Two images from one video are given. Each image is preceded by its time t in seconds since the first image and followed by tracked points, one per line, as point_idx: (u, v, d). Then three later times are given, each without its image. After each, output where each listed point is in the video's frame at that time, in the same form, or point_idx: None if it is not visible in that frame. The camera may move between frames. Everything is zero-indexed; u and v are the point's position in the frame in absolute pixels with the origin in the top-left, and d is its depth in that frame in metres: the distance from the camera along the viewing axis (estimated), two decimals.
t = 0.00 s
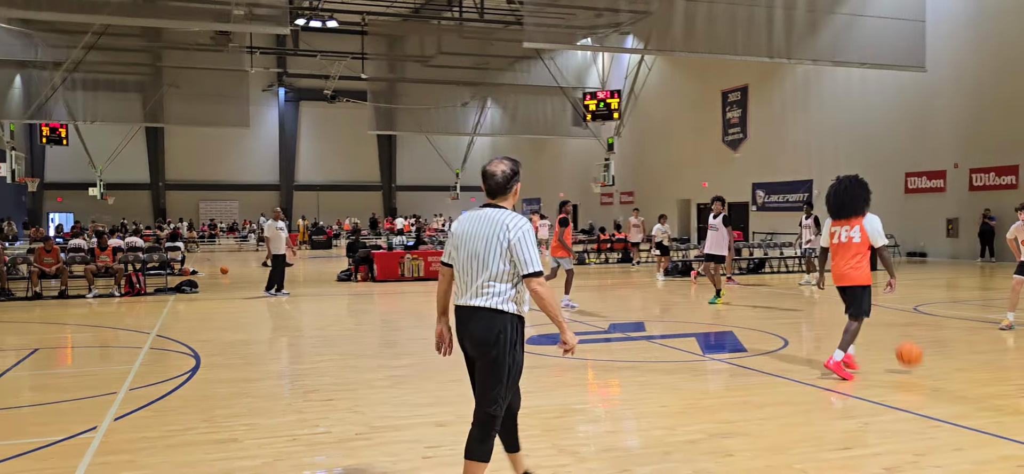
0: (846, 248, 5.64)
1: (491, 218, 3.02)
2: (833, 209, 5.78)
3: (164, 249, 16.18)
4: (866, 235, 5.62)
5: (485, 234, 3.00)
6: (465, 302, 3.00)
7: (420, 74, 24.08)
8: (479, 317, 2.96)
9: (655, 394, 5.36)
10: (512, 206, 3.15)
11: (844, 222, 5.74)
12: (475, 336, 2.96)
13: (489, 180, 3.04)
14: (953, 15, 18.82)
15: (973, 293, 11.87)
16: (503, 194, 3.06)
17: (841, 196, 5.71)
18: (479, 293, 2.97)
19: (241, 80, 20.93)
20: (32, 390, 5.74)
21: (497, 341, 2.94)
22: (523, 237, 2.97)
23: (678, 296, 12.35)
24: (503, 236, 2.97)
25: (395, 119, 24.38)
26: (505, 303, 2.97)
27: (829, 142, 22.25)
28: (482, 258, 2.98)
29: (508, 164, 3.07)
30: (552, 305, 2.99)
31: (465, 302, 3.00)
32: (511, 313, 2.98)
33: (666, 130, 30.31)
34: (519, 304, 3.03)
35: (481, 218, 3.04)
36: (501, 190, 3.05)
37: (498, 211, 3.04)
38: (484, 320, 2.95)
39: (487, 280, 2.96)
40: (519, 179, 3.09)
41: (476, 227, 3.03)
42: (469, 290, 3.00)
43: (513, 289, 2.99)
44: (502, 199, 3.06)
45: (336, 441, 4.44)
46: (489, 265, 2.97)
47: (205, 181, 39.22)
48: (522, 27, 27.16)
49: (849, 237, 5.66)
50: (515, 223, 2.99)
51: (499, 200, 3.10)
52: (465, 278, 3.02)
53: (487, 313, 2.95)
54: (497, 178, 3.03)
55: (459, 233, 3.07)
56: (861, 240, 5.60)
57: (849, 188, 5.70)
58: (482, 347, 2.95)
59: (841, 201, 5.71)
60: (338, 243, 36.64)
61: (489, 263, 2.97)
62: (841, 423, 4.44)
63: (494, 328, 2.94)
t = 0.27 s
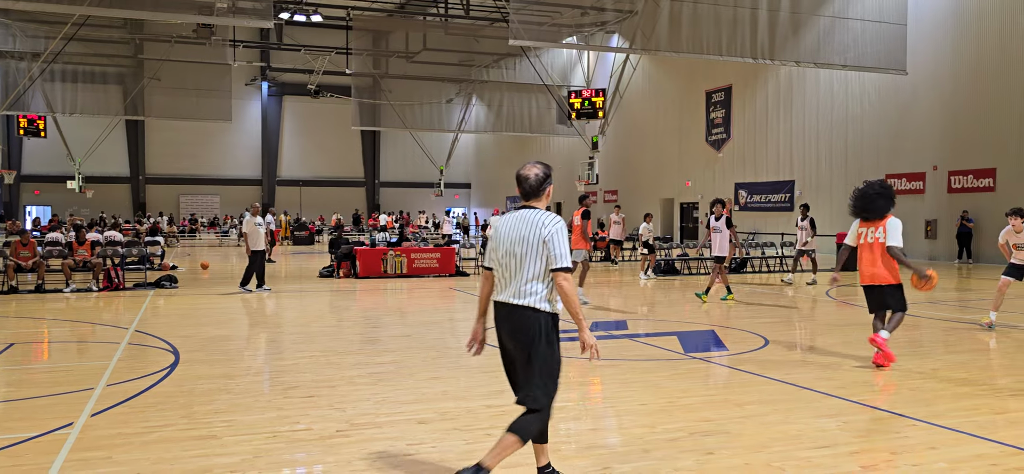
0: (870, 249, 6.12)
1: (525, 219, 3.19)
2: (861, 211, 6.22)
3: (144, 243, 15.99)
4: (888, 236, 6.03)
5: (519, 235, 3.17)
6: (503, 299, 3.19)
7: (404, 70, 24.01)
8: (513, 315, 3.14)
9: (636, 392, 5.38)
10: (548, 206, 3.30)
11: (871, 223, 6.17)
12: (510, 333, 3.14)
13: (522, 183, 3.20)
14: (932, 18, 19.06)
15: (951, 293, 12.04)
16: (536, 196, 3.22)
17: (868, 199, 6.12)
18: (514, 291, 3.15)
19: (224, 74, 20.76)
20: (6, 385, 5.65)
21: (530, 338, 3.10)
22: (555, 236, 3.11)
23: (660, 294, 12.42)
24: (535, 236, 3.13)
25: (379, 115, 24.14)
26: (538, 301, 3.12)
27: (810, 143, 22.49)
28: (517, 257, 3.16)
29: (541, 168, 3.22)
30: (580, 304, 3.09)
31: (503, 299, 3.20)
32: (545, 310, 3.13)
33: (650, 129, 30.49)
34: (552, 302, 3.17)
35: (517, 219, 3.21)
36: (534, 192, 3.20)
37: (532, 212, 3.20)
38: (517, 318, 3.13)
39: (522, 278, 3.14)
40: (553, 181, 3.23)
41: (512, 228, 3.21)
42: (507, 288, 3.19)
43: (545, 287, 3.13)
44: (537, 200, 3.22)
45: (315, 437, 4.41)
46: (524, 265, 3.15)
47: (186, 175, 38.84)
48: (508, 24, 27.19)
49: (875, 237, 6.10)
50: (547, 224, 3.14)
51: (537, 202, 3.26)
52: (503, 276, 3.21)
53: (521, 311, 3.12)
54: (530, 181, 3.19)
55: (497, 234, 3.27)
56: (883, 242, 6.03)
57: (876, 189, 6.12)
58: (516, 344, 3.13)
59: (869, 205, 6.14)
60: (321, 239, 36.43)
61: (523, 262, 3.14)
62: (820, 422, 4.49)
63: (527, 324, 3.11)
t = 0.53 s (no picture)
0: (890, 255, 6.32)
1: (551, 211, 3.35)
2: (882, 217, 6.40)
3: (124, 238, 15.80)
4: (910, 245, 6.28)
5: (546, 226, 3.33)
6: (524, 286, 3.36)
7: (389, 66, 23.93)
8: (531, 302, 3.31)
9: (620, 390, 5.41)
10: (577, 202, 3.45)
11: (889, 230, 6.39)
12: (529, 318, 3.30)
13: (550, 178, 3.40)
14: (915, 20, 19.30)
15: (930, 294, 12.20)
16: (564, 190, 3.38)
17: (893, 205, 6.31)
18: (535, 277, 3.32)
19: (209, 68, 20.59)
20: None
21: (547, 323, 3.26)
22: (576, 227, 3.22)
23: (644, 293, 12.49)
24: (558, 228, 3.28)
25: (365, 112, 23.96)
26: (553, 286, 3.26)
27: (794, 143, 22.68)
28: (541, 246, 3.32)
29: (572, 163, 3.39)
30: (591, 294, 3.16)
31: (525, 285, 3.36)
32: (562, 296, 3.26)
33: (636, 127, 30.61)
34: (570, 290, 3.28)
35: (543, 211, 3.39)
36: (561, 186, 3.37)
37: (557, 204, 3.36)
38: (534, 302, 3.30)
39: (542, 264, 3.29)
40: (580, 176, 3.39)
41: (539, 219, 3.39)
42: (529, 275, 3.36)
43: (563, 276, 3.26)
44: (563, 195, 3.37)
45: (299, 434, 4.40)
46: (546, 252, 3.31)
47: (169, 170, 38.47)
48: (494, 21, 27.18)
49: (894, 245, 6.33)
50: (570, 216, 3.28)
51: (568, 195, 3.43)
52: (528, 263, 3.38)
53: (538, 296, 3.29)
54: (557, 174, 3.37)
55: (527, 225, 3.46)
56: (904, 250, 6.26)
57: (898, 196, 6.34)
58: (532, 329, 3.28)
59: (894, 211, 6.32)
60: (306, 235, 36.21)
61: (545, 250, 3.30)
62: (802, 420, 4.54)
63: (545, 308, 3.26)
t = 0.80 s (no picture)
0: (896, 250, 6.63)
1: (592, 218, 3.41)
2: (881, 217, 6.67)
3: (110, 232, 15.69)
4: (911, 239, 6.64)
5: (587, 233, 3.38)
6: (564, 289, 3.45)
7: (378, 61, 23.86)
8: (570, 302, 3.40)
9: (608, 387, 5.43)
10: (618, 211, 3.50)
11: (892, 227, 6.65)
12: (567, 319, 3.39)
13: (591, 186, 3.46)
14: (903, 20, 19.44)
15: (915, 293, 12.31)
16: (605, 199, 3.43)
17: (895, 205, 6.60)
18: (574, 281, 3.39)
19: (196, 61, 20.44)
20: None
21: (584, 324, 3.33)
22: (617, 237, 3.28)
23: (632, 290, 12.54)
24: (597, 234, 3.34)
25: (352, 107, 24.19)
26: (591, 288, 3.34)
27: (782, 141, 22.81)
28: (581, 253, 3.38)
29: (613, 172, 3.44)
30: (629, 301, 3.23)
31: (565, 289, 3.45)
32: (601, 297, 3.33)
33: (625, 125, 30.69)
34: (609, 296, 3.35)
35: (584, 217, 3.46)
36: (602, 194, 3.42)
37: (598, 212, 3.42)
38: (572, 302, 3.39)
39: (581, 269, 3.37)
40: (621, 185, 3.43)
41: (579, 225, 3.45)
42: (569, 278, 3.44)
43: (600, 282, 3.33)
44: (604, 203, 3.43)
45: (285, 430, 4.39)
46: (586, 259, 3.38)
47: (156, 164, 38.18)
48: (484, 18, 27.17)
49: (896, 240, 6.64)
50: (611, 224, 3.33)
51: (611, 205, 3.49)
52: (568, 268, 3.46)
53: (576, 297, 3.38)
54: (597, 183, 3.42)
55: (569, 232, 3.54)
56: (908, 244, 6.59)
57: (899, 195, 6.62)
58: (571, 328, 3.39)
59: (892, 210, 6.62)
60: (293, 231, 36.05)
61: (585, 255, 3.37)
62: (788, 418, 4.58)
63: (583, 311, 3.34)
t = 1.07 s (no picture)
0: (891, 237, 7.22)
1: (627, 206, 3.65)
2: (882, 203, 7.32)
3: (97, 227, 15.57)
4: (906, 227, 7.18)
5: (623, 221, 3.62)
6: (602, 274, 3.65)
7: (368, 57, 23.75)
8: (609, 288, 3.61)
9: (597, 384, 5.46)
10: (648, 198, 3.77)
11: (890, 214, 7.26)
12: (609, 304, 3.60)
13: (623, 176, 3.71)
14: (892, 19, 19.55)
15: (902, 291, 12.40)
16: (636, 186, 3.69)
17: (891, 194, 7.24)
18: (613, 267, 3.61)
19: (185, 56, 20.29)
20: None
21: (626, 308, 3.55)
22: (656, 223, 3.55)
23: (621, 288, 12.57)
24: (636, 220, 3.58)
25: (344, 103, 23.73)
26: (631, 275, 3.56)
27: (771, 139, 22.92)
28: (620, 239, 3.60)
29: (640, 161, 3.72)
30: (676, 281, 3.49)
31: (603, 274, 3.65)
32: (643, 283, 3.56)
33: (616, 122, 30.75)
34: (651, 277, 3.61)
35: (619, 206, 3.70)
36: (634, 183, 3.68)
37: (632, 200, 3.67)
38: (611, 289, 3.59)
39: (621, 255, 3.58)
40: (651, 172, 3.70)
41: (614, 213, 3.68)
42: (606, 264, 3.65)
43: (644, 265, 3.56)
44: (636, 191, 3.70)
45: (274, 427, 4.39)
46: (625, 244, 3.59)
47: (144, 159, 37.91)
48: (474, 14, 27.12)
49: (891, 227, 7.23)
50: (648, 210, 3.59)
51: (640, 192, 3.76)
52: (603, 254, 3.67)
53: (615, 284, 3.58)
54: (629, 172, 3.69)
55: (600, 220, 3.76)
56: (903, 231, 7.16)
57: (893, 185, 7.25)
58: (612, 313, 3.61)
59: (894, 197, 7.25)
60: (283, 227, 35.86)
61: (624, 242, 3.59)
62: (777, 415, 4.62)
63: (623, 295, 3.55)
